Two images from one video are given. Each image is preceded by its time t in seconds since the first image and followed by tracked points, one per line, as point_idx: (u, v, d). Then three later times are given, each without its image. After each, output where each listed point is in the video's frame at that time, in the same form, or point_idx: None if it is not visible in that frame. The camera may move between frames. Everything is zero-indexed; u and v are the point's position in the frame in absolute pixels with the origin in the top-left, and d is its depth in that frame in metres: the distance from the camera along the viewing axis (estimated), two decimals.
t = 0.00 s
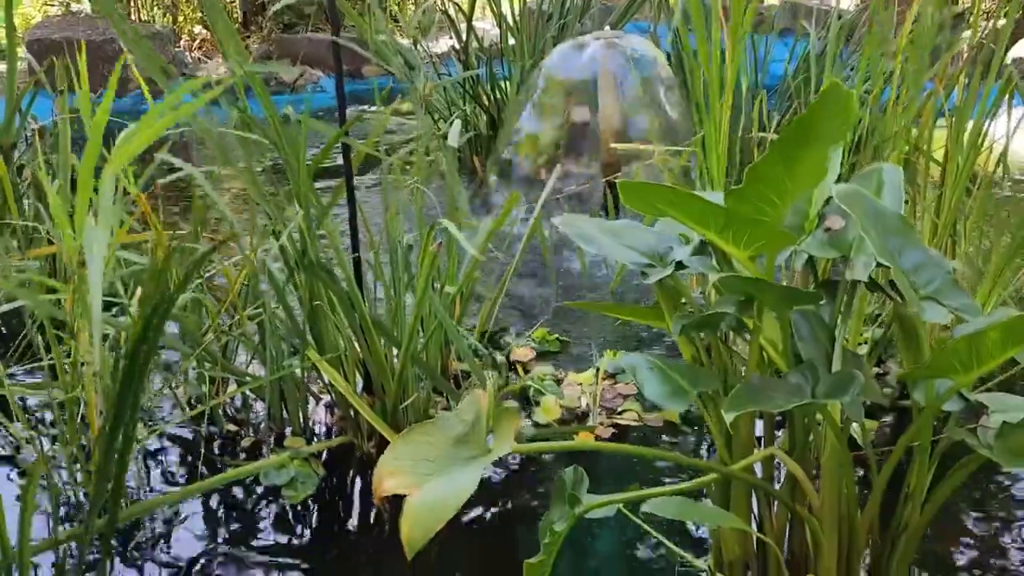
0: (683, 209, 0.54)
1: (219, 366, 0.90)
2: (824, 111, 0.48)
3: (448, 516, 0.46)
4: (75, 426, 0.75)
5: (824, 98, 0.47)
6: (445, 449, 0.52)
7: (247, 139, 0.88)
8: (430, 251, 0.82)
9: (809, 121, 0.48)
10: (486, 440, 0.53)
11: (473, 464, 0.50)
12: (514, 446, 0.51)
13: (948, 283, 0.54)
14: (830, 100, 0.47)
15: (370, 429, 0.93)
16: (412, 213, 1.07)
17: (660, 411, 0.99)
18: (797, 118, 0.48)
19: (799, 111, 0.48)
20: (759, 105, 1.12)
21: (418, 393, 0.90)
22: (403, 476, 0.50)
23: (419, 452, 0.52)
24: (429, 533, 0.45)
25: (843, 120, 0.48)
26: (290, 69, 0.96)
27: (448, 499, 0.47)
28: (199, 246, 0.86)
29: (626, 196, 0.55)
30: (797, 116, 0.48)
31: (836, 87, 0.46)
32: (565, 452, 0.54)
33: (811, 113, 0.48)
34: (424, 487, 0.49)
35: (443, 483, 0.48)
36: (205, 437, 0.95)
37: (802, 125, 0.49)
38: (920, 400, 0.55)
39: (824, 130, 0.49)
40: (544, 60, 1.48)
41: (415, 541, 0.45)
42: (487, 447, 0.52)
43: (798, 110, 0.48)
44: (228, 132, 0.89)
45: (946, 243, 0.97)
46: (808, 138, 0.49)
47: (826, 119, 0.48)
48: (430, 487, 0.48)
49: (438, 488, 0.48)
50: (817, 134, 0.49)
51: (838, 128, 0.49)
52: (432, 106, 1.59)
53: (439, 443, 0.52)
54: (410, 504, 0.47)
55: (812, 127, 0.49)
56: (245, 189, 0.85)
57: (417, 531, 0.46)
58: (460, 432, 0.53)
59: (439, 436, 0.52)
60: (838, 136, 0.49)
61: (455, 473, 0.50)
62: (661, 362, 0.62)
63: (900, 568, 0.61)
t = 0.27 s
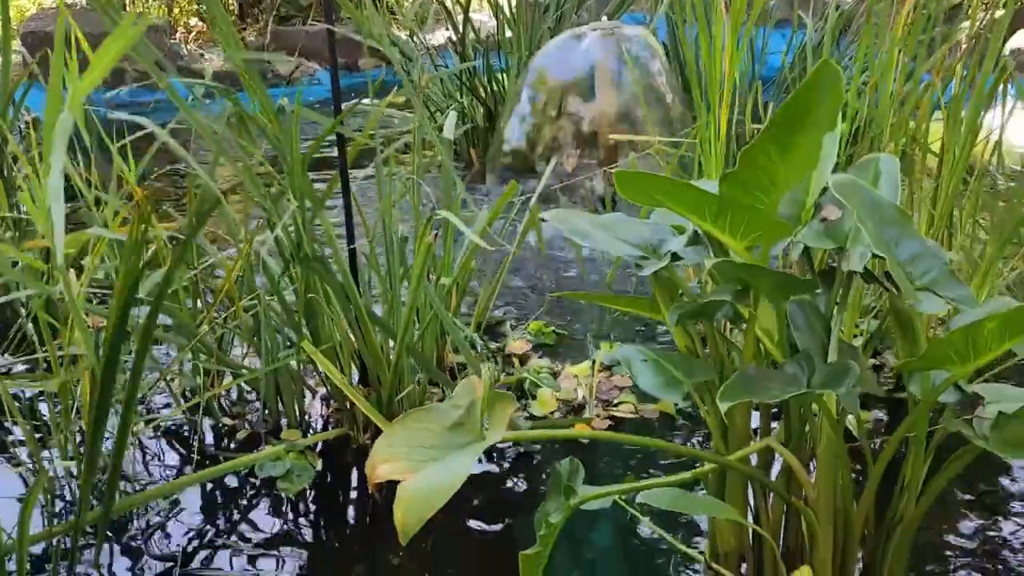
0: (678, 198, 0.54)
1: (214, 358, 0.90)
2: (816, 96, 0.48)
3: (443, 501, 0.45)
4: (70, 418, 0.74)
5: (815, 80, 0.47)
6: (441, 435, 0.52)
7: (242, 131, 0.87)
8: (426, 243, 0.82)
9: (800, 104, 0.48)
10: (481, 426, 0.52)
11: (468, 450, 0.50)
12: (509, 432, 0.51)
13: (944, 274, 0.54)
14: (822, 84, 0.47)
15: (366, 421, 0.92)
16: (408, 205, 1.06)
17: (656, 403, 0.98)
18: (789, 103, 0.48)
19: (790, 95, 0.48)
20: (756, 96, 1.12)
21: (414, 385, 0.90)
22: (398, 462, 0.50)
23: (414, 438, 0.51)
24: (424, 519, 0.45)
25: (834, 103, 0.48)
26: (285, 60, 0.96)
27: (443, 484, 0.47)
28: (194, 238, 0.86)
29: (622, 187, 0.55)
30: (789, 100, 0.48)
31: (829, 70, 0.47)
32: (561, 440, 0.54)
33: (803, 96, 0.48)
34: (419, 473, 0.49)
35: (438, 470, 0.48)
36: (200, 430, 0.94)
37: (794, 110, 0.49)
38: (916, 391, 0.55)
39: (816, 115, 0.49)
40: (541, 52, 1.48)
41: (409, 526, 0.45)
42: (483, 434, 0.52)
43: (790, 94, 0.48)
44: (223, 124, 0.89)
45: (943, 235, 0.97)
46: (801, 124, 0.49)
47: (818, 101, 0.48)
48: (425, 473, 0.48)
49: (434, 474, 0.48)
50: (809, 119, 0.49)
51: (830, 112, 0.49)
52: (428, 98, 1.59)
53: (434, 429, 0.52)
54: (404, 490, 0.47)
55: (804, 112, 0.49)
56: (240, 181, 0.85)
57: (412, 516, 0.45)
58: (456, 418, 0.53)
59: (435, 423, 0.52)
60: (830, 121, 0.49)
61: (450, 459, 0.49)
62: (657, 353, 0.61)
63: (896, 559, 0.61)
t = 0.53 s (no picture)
0: (676, 189, 0.53)
1: (211, 351, 0.90)
2: (817, 92, 0.47)
3: (439, 498, 0.45)
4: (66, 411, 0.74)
5: (816, 79, 0.46)
6: (436, 431, 0.51)
7: (238, 123, 0.87)
8: (423, 235, 0.82)
9: (800, 103, 0.48)
10: (477, 422, 0.52)
11: (464, 446, 0.50)
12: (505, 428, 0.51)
13: (942, 266, 0.54)
14: (822, 80, 0.46)
15: (363, 415, 0.92)
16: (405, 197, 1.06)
17: (654, 396, 0.98)
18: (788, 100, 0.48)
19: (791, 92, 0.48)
20: (754, 89, 1.12)
21: (411, 378, 0.89)
22: (395, 460, 0.49)
23: (410, 435, 0.51)
24: (420, 517, 0.44)
25: (834, 100, 0.48)
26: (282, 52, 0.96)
27: (438, 481, 0.46)
28: (190, 231, 0.86)
29: (620, 177, 0.55)
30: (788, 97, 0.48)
31: (829, 67, 0.46)
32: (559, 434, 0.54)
33: (803, 94, 0.47)
34: (414, 470, 0.48)
35: (434, 466, 0.48)
36: (197, 423, 0.94)
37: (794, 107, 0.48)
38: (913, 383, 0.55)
39: (816, 112, 0.48)
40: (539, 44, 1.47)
41: (405, 525, 0.45)
42: (478, 430, 0.52)
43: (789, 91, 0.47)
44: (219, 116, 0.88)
45: (941, 227, 0.97)
46: (800, 120, 0.49)
47: (818, 99, 0.48)
48: (421, 471, 0.48)
49: (430, 472, 0.47)
50: (808, 116, 0.48)
51: (830, 110, 0.48)
52: (426, 91, 1.59)
53: (430, 426, 0.52)
54: (400, 488, 0.47)
55: (804, 109, 0.48)
56: (236, 173, 0.84)
57: (407, 514, 0.45)
58: (451, 414, 0.52)
59: (430, 419, 0.52)
60: (830, 118, 0.49)
61: (446, 456, 0.49)
62: (654, 347, 0.61)
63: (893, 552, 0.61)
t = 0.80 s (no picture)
0: (672, 181, 0.53)
1: (209, 343, 0.90)
2: (810, 80, 0.47)
3: (435, 485, 0.45)
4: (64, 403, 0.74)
5: (809, 64, 0.46)
6: (433, 420, 0.52)
7: (236, 115, 0.87)
8: (421, 227, 0.81)
9: (794, 88, 0.48)
10: (473, 410, 0.52)
11: (461, 435, 0.50)
12: (501, 417, 0.51)
13: (940, 258, 0.54)
14: (816, 68, 0.46)
15: (362, 407, 0.92)
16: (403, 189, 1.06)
17: (651, 388, 0.99)
18: (783, 85, 0.48)
19: (784, 78, 0.48)
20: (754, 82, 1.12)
21: (409, 370, 0.89)
22: (392, 448, 0.50)
23: (408, 425, 0.51)
24: (416, 503, 0.45)
25: (829, 86, 0.48)
26: (280, 44, 0.95)
27: (435, 468, 0.46)
28: (188, 223, 0.86)
29: (617, 170, 0.55)
30: (782, 83, 0.48)
31: (822, 51, 0.46)
32: (556, 425, 0.54)
33: (797, 80, 0.47)
34: (411, 458, 0.49)
35: (430, 454, 0.48)
36: (195, 415, 0.94)
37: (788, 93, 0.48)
38: (911, 375, 0.55)
39: (810, 98, 0.48)
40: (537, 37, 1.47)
41: (402, 511, 0.45)
42: (475, 418, 0.52)
43: (782, 77, 0.47)
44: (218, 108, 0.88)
45: (939, 220, 0.97)
46: (795, 107, 0.49)
47: (812, 85, 0.48)
48: (418, 458, 0.48)
49: (427, 459, 0.47)
50: (803, 102, 0.48)
51: (825, 95, 0.48)
52: (425, 85, 1.58)
53: (427, 415, 0.52)
54: (397, 476, 0.47)
55: (798, 96, 0.48)
56: (234, 166, 0.84)
57: (404, 501, 0.45)
58: (448, 403, 0.53)
59: (427, 409, 0.52)
60: (825, 105, 0.49)
61: (442, 444, 0.49)
62: (652, 338, 0.61)
63: (890, 544, 0.61)
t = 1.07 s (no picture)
0: (674, 173, 0.53)
1: (211, 335, 0.90)
2: (812, 74, 0.47)
3: (438, 470, 0.45)
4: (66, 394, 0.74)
5: (812, 58, 0.46)
6: (436, 407, 0.52)
7: (237, 106, 0.87)
8: (423, 219, 0.82)
9: (796, 82, 0.48)
10: (477, 398, 0.52)
11: (464, 421, 0.50)
12: (503, 404, 0.51)
13: (940, 249, 0.54)
14: (818, 62, 0.46)
15: (364, 399, 0.92)
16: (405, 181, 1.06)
17: (652, 380, 0.99)
18: (786, 80, 0.47)
19: (787, 72, 0.47)
20: (755, 76, 1.12)
21: (411, 362, 0.90)
22: (395, 434, 0.50)
23: (410, 410, 0.51)
24: (419, 487, 0.45)
25: (831, 80, 0.47)
26: (281, 36, 0.95)
27: (437, 454, 0.47)
28: (190, 215, 0.86)
29: (619, 161, 0.55)
30: (785, 77, 0.47)
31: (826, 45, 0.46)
32: (559, 414, 0.54)
33: (799, 73, 0.47)
34: (414, 444, 0.49)
35: (433, 440, 0.48)
36: (197, 406, 0.95)
37: (790, 87, 0.48)
38: (911, 365, 0.55)
39: (813, 92, 0.48)
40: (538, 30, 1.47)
41: (404, 496, 0.45)
42: (478, 405, 0.52)
43: (785, 71, 0.47)
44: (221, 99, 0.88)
45: (940, 213, 0.97)
46: (797, 100, 0.48)
47: (815, 78, 0.47)
48: (421, 444, 0.48)
49: (430, 445, 0.48)
50: (805, 96, 0.48)
51: (827, 89, 0.48)
52: (426, 78, 1.59)
53: (430, 401, 0.52)
54: (400, 461, 0.47)
55: (800, 89, 0.48)
56: (236, 157, 0.84)
57: (406, 486, 0.45)
58: (451, 390, 0.53)
59: (430, 395, 0.52)
60: (827, 98, 0.48)
61: (445, 431, 0.49)
62: (653, 329, 0.61)
63: (890, 535, 0.61)
